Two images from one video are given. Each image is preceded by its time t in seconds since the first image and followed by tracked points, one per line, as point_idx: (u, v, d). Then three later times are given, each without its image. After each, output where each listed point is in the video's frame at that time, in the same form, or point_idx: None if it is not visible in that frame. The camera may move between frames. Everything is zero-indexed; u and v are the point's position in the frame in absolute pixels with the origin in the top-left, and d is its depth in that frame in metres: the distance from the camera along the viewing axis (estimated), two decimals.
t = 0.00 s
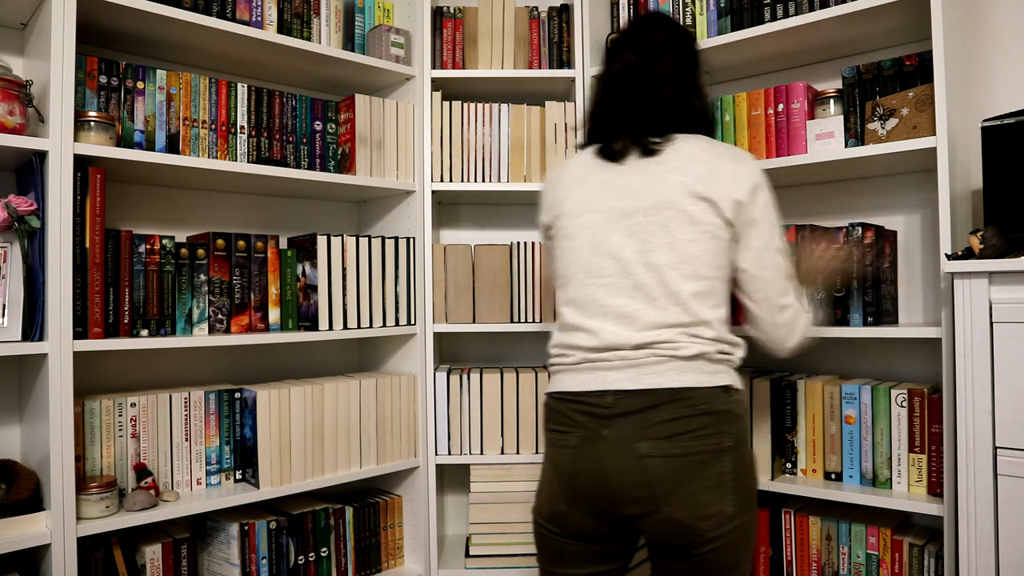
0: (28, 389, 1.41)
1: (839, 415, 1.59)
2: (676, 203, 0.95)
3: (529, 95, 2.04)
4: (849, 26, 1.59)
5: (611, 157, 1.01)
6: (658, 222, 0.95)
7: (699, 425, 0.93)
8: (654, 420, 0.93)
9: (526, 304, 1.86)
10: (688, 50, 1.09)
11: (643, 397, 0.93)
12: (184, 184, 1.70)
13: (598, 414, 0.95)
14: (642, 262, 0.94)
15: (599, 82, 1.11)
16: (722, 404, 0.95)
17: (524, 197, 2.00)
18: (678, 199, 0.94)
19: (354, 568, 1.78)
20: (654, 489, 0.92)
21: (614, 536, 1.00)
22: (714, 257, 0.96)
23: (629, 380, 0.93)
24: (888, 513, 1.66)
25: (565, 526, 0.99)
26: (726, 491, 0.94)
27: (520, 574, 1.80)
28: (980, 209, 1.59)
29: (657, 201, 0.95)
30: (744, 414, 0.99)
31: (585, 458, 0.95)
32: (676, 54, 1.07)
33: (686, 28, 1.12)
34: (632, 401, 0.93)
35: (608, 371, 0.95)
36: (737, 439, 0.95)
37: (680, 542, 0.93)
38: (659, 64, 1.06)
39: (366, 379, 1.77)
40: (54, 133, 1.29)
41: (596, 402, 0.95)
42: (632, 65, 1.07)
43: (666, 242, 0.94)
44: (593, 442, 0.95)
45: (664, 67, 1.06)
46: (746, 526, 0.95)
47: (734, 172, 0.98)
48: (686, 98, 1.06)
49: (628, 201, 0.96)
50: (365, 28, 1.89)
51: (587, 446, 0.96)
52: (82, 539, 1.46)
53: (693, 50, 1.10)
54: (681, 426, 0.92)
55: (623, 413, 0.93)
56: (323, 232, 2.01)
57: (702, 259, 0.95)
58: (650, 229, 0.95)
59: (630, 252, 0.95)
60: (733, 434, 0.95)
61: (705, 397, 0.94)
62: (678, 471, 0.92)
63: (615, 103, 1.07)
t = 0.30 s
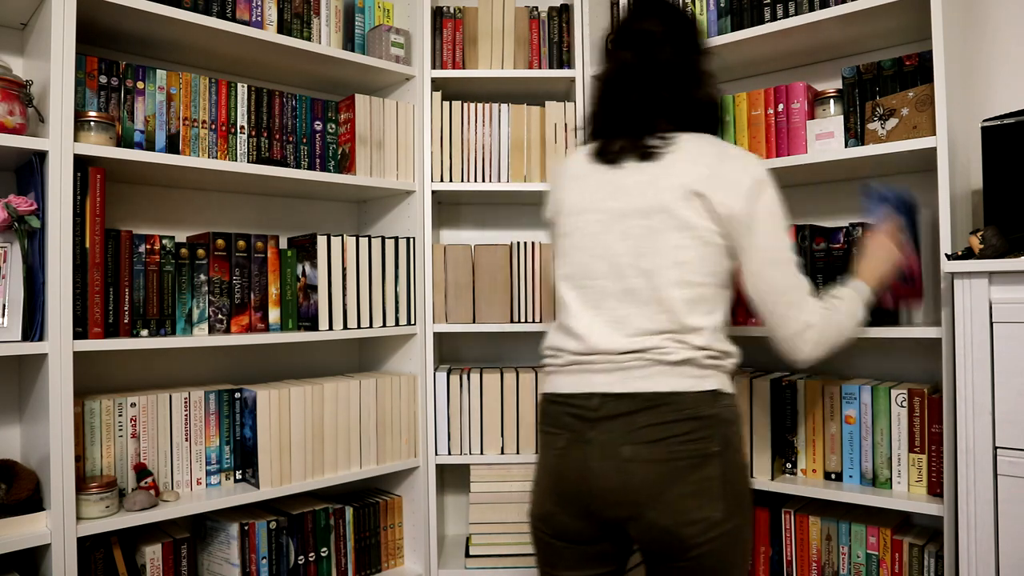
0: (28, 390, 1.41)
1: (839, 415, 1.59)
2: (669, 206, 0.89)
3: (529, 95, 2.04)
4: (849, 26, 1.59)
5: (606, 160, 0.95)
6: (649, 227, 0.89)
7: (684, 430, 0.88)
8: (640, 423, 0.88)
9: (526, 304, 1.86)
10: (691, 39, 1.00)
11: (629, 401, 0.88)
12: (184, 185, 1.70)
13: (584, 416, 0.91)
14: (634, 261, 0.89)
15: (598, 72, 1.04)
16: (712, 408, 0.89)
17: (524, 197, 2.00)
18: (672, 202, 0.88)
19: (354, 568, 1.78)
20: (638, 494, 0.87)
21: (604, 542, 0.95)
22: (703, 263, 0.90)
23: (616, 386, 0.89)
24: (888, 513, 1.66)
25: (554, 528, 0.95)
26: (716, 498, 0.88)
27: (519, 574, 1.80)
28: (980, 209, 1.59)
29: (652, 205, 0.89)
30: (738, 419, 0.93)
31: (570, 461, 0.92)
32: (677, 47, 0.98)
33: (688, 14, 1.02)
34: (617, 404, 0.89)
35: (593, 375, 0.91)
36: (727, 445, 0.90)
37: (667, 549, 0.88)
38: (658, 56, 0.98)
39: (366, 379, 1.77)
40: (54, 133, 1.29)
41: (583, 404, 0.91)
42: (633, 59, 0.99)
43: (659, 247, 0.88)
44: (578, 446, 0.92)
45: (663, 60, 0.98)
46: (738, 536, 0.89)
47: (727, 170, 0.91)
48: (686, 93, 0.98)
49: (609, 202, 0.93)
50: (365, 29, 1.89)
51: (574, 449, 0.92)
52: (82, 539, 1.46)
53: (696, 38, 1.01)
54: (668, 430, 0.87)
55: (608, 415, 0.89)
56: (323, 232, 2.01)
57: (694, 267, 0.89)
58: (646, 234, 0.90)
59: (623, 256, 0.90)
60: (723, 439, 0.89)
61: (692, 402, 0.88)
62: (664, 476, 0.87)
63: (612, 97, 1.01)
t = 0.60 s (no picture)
0: (28, 390, 1.41)
1: (839, 415, 1.59)
2: (655, 208, 0.93)
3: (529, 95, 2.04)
4: (849, 26, 1.59)
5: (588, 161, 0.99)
6: (635, 230, 0.93)
7: (676, 426, 0.92)
8: (633, 420, 0.92)
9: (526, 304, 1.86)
10: (680, 40, 1.00)
11: (623, 398, 0.93)
12: (184, 185, 1.70)
13: (580, 414, 0.95)
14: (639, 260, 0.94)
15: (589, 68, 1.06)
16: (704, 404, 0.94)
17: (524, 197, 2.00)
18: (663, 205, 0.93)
19: (354, 568, 1.78)
20: (634, 489, 0.91)
21: (604, 536, 0.99)
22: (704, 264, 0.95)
23: (609, 382, 0.94)
24: (888, 513, 1.66)
25: (554, 524, 0.99)
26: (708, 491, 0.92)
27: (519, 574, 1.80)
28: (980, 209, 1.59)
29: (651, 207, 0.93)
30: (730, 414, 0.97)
31: (567, 458, 0.95)
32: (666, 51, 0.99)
33: (686, 14, 1.02)
34: (611, 401, 0.93)
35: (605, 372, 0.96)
36: (720, 439, 0.94)
37: (664, 542, 0.92)
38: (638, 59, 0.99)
39: (366, 379, 1.77)
40: (54, 133, 1.29)
41: (578, 402, 0.95)
42: (614, 60, 1.00)
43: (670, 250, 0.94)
44: (575, 443, 0.95)
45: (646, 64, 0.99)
46: (731, 528, 0.93)
47: (713, 170, 0.96)
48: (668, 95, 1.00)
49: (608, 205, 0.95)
50: (365, 29, 1.89)
51: (571, 446, 0.96)
52: (82, 539, 1.46)
53: (688, 35, 1.00)
54: (662, 426, 0.92)
55: (603, 412, 0.94)
56: (323, 232, 2.01)
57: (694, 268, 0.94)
58: (634, 238, 0.94)
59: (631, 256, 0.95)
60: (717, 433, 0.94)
61: (684, 399, 0.93)
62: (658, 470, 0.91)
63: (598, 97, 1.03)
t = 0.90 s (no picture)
0: (28, 389, 1.41)
1: (839, 415, 1.59)
2: (693, 215, 0.95)
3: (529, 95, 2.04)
4: (850, 26, 1.59)
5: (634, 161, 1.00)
6: (666, 235, 0.95)
7: (705, 421, 0.94)
8: (661, 415, 0.93)
9: (526, 304, 1.86)
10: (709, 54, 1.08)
11: (650, 393, 0.94)
12: (184, 185, 1.70)
13: (605, 410, 0.96)
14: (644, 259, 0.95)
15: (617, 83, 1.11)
16: (729, 402, 0.96)
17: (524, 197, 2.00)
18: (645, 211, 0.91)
19: (354, 568, 1.78)
20: (659, 483, 0.92)
21: (619, 532, 1.00)
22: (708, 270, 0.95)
23: (636, 379, 0.94)
24: (888, 513, 1.66)
25: (571, 521, 0.99)
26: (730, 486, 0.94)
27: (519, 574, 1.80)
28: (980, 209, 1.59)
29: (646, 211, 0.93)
30: (748, 414, 0.99)
31: (591, 453, 0.96)
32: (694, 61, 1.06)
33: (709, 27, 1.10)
34: (638, 397, 0.94)
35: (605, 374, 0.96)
36: (740, 436, 0.96)
37: (685, 535, 0.94)
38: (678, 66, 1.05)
39: (365, 379, 1.77)
40: (54, 133, 1.29)
41: (603, 398, 0.96)
42: (657, 68, 1.06)
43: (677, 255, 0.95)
44: (599, 438, 0.96)
45: (683, 70, 1.06)
46: (748, 522, 0.96)
47: (744, 178, 0.97)
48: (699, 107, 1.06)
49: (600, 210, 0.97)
50: (365, 28, 1.89)
51: (595, 441, 0.96)
52: (82, 539, 1.46)
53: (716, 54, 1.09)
54: (688, 421, 0.93)
55: (629, 408, 0.94)
56: (323, 232, 2.01)
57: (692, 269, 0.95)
58: (666, 240, 0.95)
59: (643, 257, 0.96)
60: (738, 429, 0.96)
61: (711, 395, 0.95)
62: (683, 465, 0.93)
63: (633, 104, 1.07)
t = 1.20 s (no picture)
0: (28, 389, 1.41)
1: (839, 415, 1.59)
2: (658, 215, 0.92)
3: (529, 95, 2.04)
4: (849, 26, 1.59)
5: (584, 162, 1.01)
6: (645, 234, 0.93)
7: (680, 424, 0.93)
8: (636, 420, 0.93)
9: (526, 304, 1.86)
10: (671, 34, 1.03)
11: (626, 398, 0.93)
12: (184, 185, 1.70)
13: (584, 415, 0.96)
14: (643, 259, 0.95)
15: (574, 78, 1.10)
16: (707, 404, 0.95)
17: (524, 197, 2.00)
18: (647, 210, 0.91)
19: (354, 568, 1.78)
20: (635, 487, 0.92)
21: (606, 534, 0.99)
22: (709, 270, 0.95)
23: (613, 383, 0.94)
24: (888, 513, 1.66)
25: (556, 523, 1.00)
26: (709, 489, 0.92)
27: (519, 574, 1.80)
28: (980, 209, 1.59)
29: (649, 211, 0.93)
30: (730, 414, 0.97)
31: (571, 458, 0.96)
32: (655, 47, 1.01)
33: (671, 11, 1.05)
34: (614, 402, 0.94)
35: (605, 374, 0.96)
36: (719, 438, 0.94)
37: (665, 540, 0.92)
38: (631, 58, 1.01)
39: (366, 379, 1.77)
40: (54, 133, 1.29)
41: (582, 404, 0.96)
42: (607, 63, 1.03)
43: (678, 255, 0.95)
44: (579, 443, 0.96)
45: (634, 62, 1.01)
46: (731, 526, 0.94)
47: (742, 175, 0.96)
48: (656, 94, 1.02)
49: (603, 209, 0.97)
50: (365, 29, 1.89)
51: (575, 446, 0.96)
52: (82, 539, 1.46)
53: (676, 36, 1.03)
54: (663, 425, 0.92)
55: (606, 413, 0.94)
56: (323, 232, 2.01)
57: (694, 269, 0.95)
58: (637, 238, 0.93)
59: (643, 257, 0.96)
60: (717, 433, 0.94)
61: (686, 398, 0.93)
62: (659, 469, 0.91)
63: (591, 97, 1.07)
